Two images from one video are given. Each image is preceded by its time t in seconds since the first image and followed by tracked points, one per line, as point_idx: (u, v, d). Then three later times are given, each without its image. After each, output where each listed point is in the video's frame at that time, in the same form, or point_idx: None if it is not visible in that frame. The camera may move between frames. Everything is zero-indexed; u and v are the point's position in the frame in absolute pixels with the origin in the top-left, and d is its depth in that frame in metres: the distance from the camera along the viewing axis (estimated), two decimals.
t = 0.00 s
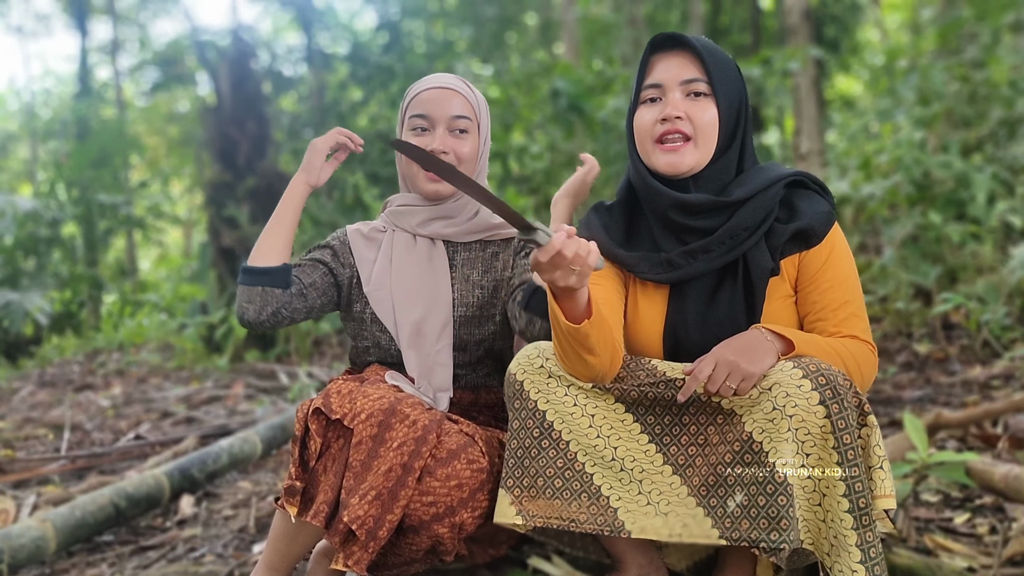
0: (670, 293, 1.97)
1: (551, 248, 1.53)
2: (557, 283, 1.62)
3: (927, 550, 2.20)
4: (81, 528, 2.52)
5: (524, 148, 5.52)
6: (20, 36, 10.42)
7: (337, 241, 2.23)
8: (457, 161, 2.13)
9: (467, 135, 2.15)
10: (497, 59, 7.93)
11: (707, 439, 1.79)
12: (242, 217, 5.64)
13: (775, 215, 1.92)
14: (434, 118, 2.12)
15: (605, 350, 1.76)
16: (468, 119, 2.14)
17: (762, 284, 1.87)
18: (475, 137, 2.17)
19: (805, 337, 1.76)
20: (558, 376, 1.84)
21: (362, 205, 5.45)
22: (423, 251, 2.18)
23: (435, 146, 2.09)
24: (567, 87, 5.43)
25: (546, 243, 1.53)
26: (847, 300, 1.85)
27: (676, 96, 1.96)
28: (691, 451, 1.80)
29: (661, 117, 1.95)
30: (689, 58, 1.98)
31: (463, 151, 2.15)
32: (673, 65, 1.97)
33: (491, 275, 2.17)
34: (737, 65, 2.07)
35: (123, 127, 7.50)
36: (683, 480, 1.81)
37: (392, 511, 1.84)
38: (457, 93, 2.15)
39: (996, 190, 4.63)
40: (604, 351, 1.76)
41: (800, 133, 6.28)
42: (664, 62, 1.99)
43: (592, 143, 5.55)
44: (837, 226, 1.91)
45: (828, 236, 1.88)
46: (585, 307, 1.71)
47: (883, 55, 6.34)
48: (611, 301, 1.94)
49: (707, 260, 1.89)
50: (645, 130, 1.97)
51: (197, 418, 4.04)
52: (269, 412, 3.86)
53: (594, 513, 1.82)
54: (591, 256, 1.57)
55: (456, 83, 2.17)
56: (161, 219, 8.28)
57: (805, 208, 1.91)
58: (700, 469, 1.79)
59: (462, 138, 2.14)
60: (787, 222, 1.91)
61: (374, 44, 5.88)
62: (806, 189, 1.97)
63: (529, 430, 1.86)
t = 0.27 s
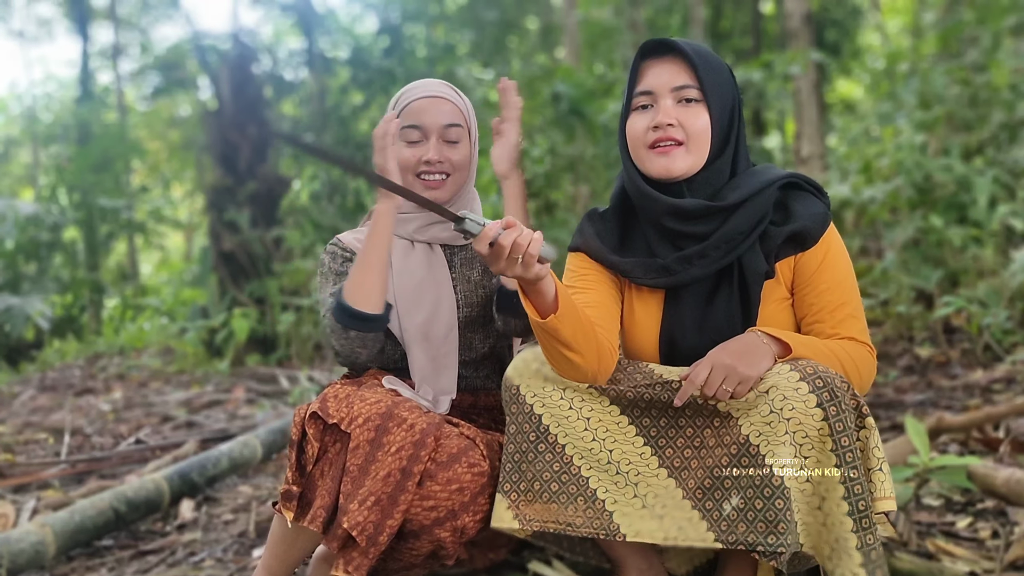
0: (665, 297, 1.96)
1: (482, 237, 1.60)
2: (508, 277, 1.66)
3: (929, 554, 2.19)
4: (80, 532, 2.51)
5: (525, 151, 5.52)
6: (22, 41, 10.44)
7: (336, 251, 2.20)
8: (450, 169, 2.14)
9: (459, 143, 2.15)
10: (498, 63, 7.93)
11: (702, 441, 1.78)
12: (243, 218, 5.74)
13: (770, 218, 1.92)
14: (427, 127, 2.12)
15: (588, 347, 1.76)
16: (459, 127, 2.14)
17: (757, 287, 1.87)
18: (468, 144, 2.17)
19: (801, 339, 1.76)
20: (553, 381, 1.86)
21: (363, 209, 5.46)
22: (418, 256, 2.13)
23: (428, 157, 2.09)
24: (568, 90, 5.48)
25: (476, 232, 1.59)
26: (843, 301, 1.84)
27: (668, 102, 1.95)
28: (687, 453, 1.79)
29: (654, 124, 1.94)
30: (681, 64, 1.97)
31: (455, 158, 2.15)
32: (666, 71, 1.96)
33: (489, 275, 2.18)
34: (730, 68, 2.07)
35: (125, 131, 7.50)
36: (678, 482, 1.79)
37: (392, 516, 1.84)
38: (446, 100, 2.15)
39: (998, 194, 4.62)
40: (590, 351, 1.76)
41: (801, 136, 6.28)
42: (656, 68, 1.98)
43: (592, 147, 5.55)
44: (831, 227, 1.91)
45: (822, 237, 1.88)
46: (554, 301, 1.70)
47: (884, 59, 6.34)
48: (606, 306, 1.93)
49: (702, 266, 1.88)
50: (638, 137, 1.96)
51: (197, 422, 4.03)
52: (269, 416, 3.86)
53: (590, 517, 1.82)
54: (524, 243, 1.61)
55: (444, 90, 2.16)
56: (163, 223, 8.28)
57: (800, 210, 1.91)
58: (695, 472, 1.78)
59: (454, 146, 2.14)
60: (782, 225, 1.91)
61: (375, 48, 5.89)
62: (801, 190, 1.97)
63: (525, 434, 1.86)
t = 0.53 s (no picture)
0: (661, 298, 1.96)
1: (439, 220, 1.65)
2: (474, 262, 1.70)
3: (932, 556, 2.18)
4: (81, 534, 2.51)
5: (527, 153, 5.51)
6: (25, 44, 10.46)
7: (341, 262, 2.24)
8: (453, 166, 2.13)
9: (460, 141, 2.15)
10: (500, 66, 7.94)
11: (698, 439, 1.77)
12: (245, 221, 5.74)
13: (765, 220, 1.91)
14: (427, 125, 2.12)
15: (570, 335, 1.77)
16: (460, 124, 2.15)
17: (750, 289, 1.87)
18: (468, 142, 2.17)
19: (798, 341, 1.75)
20: (550, 378, 1.84)
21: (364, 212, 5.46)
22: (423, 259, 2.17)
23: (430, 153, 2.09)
24: (569, 92, 5.46)
25: (432, 214, 1.65)
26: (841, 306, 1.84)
27: (636, 110, 1.96)
28: (683, 451, 1.79)
29: (622, 132, 1.96)
30: (647, 70, 1.96)
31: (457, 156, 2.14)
32: (634, 79, 1.97)
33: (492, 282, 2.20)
34: (716, 67, 2.05)
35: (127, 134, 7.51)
36: (675, 480, 1.79)
37: (393, 517, 1.83)
38: (446, 99, 2.16)
39: (1000, 196, 4.62)
40: (573, 344, 1.78)
41: (802, 139, 6.27)
42: (628, 75, 1.99)
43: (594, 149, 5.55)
44: (830, 230, 1.91)
45: (820, 241, 1.87)
46: (523, 278, 1.71)
47: (886, 61, 6.34)
48: (601, 308, 1.93)
49: (695, 268, 1.87)
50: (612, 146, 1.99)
51: (199, 424, 4.03)
52: (271, 418, 3.85)
53: (588, 515, 1.83)
54: (477, 226, 1.64)
55: (445, 91, 2.18)
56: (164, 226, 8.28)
57: (798, 213, 1.90)
58: (691, 469, 1.77)
59: (455, 144, 2.14)
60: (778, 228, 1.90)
61: (376, 51, 5.89)
62: (801, 194, 1.95)
63: (523, 433, 1.85)
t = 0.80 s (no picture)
0: (657, 299, 1.97)
1: (419, 225, 1.69)
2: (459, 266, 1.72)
3: (932, 558, 2.17)
4: (82, 538, 2.50)
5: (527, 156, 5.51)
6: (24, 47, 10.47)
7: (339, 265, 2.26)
8: (449, 169, 2.13)
9: (460, 144, 2.15)
10: (500, 69, 7.95)
11: (691, 440, 1.77)
12: (245, 223, 5.73)
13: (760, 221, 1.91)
14: (426, 129, 2.12)
15: (559, 334, 1.75)
16: (459, 128, 2.14)
17: (746, 290, 1.86)
18: (468, 145, 2.17)
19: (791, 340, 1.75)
20: (545, 381, 1.85)
21: (364, 214, 5.46)
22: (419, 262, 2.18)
23: (427, 156, 2.09)
24: (569, 95, 5.42)
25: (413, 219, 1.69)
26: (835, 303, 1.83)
27: (649, 110, 1.95)
28: (677, 452, 1.79)
29: (636, 132, 1.94)
30: (660, 71, 1.96)
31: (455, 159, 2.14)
32: (647, 79, 1.96)
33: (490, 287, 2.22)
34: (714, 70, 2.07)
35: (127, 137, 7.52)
36: (668, 482, 1.80)
37: (393, 522, 1.83)
38: (447, 102, 2.16)
39: (1000, 198, 4.62)
40: (565, 348, 1.77)
41: (802, 141, 6.27)
42: (639, 75, 1.98)
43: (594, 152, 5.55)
44: (824, 229, 1.91)
45: (814, 241, 1.86)
46: (510, 278, 1.71)
47: (886, 64, 6.35)
48: (594, 311, 1.93)
49: (689, 269, 1.88)
50: (622, 145, 1.96)
51: (199, 427, 4.03)
52: (271, 421, 3.85)
53: (584, 517, 1.84)
54: (456, 227, 1.68)
55: (446, 94, 2.18)
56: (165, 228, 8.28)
57: (792, 213, 1.90)
58: (685, 470, 1.78)
59: (454, 147, 2.14)
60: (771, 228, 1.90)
61: (377, 54, 5.90)
62: (793, 193, 1.95)
63: (518, 437, 1.88)
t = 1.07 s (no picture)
0: (659, 306, 1.98)
1: (442, 227, 1.65)
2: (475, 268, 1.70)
3: (934, 561, 2.17)
4: (82, 541, 2.50)
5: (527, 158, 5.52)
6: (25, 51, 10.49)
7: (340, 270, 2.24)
8: (451, 173, 2.13)
9: (461, 147, 2.16)
10: (500, 72, 7.97)
11: (691, 443, 1.78)
12: (245, 226, 5.74)
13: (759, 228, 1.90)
14: (427, 132, 2.12)
15: (567, 340, 1.76)
16: (461, 130, 2.15)
17: (747, 297, 1.86)
18: (470, 148, 2.17)
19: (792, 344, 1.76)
20: (546, 385, 1.86)
21: (365, 217, 5.46)
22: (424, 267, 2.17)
23: (427, 160, 2.09)
24: (570, 98, 5.45)
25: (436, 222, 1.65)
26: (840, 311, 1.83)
27: (654, 115, 1.94)
28: (677, 455, 1.79)
29: (641, 137, 1.93)
30: (665, 75, 1.96)
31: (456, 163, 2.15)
32: (651, 84, 1.96)
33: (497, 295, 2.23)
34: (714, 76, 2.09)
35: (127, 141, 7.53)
36: (669, 484, 1.80)
37: (393, 524, 1.83)
38: (448, 105, 2.16)
39: (1000, 201, 4.62)
40: (567, 353, 1.77)
41: (802, 144, 6.28)
42: (643, 80, 1.98)
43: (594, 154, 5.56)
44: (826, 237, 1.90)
45: (814, 247, 1.86)
46: (525, 288, 1.72)
47: (885, 66, 6.36)
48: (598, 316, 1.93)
49: (690, 276, 1.88)
50: (624, 149, 1.96)
51: (199, 430, 4.03)
52: (271, 424, 3.85)
53: (583, 520, 1.84)
54: (482, 233, 1.65)
55: (447, 96, 2.18)
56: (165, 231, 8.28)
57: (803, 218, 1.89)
58: (685, 473, 1.78)
59: (455, 151, 2.14)
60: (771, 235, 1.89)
61: (377, 57, 5.90)
62: (793, 198, 1.95)
63: (519, 439, 1.87)
